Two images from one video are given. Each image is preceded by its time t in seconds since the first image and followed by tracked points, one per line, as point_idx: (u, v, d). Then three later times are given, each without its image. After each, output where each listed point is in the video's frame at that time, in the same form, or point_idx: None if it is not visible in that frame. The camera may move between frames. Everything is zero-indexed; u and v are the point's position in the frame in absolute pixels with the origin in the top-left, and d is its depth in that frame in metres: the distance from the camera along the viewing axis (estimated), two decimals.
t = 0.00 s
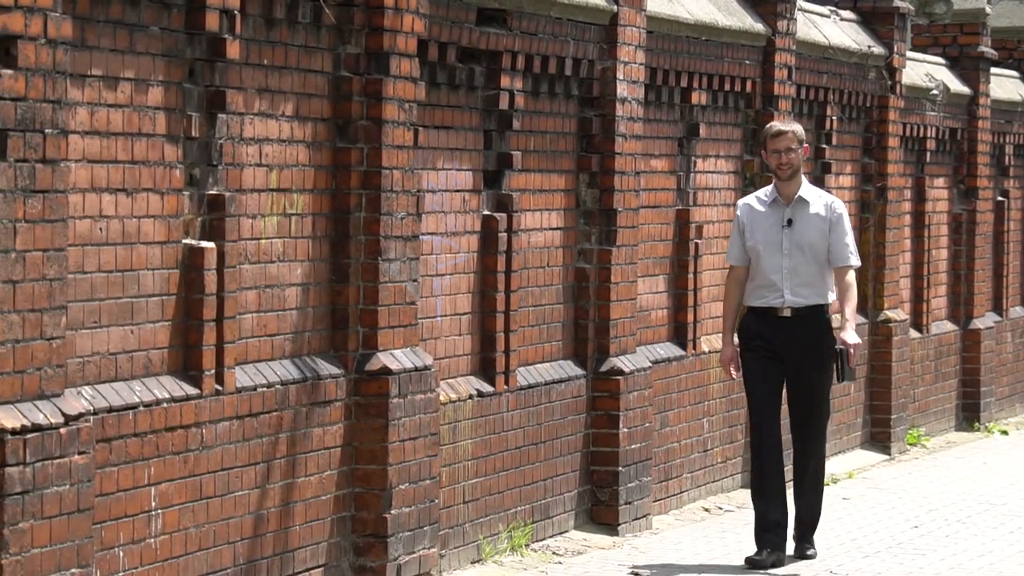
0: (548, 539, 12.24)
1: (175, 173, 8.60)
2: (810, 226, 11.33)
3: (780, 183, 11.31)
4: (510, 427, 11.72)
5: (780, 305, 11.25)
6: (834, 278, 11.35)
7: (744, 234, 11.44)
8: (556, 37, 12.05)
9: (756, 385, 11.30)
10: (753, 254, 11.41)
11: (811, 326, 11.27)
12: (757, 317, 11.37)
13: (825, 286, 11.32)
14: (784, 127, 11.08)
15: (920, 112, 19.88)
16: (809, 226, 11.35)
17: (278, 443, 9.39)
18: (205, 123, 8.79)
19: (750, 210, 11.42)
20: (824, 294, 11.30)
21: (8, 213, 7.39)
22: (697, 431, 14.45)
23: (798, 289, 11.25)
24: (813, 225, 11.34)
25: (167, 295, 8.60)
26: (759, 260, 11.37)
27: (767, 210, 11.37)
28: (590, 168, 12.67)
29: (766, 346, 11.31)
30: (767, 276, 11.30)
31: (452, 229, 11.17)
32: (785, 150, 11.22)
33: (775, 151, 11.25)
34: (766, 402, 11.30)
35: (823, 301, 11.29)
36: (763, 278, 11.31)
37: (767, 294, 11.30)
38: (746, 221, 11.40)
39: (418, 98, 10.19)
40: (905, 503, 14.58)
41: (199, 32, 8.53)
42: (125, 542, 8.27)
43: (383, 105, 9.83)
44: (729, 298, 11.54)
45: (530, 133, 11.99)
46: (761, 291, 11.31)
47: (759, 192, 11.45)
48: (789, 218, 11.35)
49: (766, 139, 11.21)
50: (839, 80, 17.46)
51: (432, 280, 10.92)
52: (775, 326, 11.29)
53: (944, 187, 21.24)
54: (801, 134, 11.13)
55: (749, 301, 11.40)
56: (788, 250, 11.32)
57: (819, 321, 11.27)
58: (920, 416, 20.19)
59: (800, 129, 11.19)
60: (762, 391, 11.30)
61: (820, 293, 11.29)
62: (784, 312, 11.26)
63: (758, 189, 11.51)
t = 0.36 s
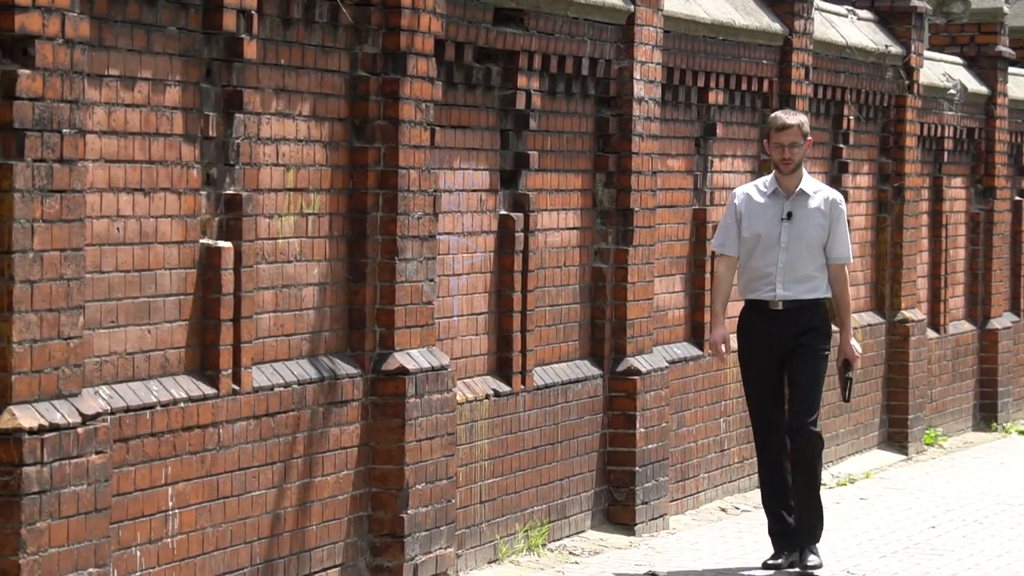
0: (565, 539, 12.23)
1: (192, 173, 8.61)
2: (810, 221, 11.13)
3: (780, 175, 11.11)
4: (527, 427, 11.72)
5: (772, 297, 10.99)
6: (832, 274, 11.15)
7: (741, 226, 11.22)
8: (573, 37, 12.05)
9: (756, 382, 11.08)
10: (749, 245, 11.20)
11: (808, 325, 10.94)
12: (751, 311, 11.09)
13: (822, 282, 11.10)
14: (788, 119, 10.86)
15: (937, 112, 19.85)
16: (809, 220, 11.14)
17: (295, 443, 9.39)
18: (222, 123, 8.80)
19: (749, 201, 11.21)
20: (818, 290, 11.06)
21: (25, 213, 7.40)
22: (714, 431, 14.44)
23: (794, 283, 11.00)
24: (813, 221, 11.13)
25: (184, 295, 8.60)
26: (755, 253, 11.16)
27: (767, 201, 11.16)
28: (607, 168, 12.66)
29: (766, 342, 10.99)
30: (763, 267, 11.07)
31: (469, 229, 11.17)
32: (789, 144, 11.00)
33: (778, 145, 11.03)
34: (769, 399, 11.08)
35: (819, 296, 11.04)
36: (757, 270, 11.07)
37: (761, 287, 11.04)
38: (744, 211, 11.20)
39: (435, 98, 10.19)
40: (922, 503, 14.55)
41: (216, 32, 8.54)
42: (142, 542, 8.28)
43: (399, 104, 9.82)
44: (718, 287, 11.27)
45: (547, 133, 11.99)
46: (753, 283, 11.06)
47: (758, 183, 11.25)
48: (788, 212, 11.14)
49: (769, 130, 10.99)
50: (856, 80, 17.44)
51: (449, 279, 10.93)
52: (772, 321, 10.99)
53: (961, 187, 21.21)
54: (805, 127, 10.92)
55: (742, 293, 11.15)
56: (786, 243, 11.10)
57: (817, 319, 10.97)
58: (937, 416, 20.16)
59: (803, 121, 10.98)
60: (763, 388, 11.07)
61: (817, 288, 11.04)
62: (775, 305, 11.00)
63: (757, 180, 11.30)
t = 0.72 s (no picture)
0: (580, 540, 12.23)
1: (208, 174, 8.62)
2: (812, 231, 10.64)
3: (785, 183, 10.60)
4: (542, 428, 11.73)
5: (768, 306, 10.53)
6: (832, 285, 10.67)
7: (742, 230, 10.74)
8: (588, 38, 12.05)
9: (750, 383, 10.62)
10: (749, 250, 10.71)
11: (805, 334, 10.46)
12: (748, 317, 10.63)
13: (821, 291, 10.62)
14: (794, 126, 10.31)
15: (953, 112, 19.83)
16: (810, 229, 10.66)
17: (310, 444, 9.40)
18: (238, 124, 8.81)
19: (751, 205, 10.72)
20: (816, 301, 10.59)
21: (41, 213, 7.41)
22: (729, 431, 14.43)
23: (791, 291, 10.53)
24: (814, 231, 10.65)
25: (199, 295, 8.62)
26: (754, 258, 10.68)
27: (770, 207, 10.66)
28: (622, 169, 12.65)
29: (761, 346, 10.55)
30: (762, 274, 10.60)
31: (484, 229, 11.17)
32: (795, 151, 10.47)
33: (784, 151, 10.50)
34: (763, 404, 10.58)
35: (817, 306, 10.57)
36: (755, 277, 10.61)
37: (758, 293, 10.58)
38: (746, 215, 10.70)
39: (450, 98, 10.19)
40: (938, 505, 14.53)
41: (231, 33, 8.54)
42: (158, 542, 8.30)
43: (415, 105, 9.82)
44: (719, 293, 10.76)
45: (563, 133, 12.00)
46: (749, 290, 10.60)
47: (761, 188, 10.75)
48: (790, 219, 10.65)
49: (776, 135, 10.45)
50: (871, 80, 17.43)
51: (464, 280, 10.93)
52: (768, 329, 10.54)
53: (977, 188, 21.19)
54: (814, 136, 10.39)
55: (738, 298, 10.68)
56: (787, 251, 10.62)
57: (815, 328, 10.48)
58: (953, 417, 20.14)
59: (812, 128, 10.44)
60: (756, 389, 10.59)
61: (815, 298, 10.57)
62: (771, 315, 10.54)
63: (763, 183, 10.80)
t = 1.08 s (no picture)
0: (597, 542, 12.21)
1: (224, 176, 8.63)
2: (812, 223, 9.50)
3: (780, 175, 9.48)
4: (558, 429, 11.72)
5: (772, 304, 9.39)
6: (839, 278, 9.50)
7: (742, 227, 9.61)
8: (604, 40, 12.05)
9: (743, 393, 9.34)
10: (749, 250, 9.58)
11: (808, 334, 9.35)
12: (751, 320, 9.46)
13: (828, 287, 9.48)
14: (786, 118, 9.22)
15: (969, 114, 19.81)
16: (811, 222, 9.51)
17: (327, 445, 9.41)
18: (255, 126, 8.82)
19: (749, 202, 9.58)
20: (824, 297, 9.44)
21: (58, 215, 7.43)
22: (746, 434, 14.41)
23: (795, 289, 9.39)
24: (815, 223, 9.50)
25: (216, 297, 8.63)
26: (755, 258, 9.54)
27: (766, 201, 9.53)
28: (639, 171, 12.66)
29: (758, 351, 9.39)
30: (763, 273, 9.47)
31: (500, 231, 11.17)
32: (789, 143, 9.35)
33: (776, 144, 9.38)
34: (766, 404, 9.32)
35: (824, 303, 9.44)
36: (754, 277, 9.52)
37: (758, 294, 9.47)
38: (744, 212, 9.56)
39: (466, 100, 10.19)
40: (956, 507, 14.50)
41: (248, 34, 8.55)
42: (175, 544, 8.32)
43: (431, 107, 9.83)
44: (726, 299, 9.67)
45: (579, 135, 12.00)
46: (753, 289, 9.47)
47: (759, 183, 9.61)
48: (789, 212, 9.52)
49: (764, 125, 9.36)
50: (888, 82, 17.41)
51: (480, 282, 10.93)
52: (766, 331, 9.40)
53: (995, 190, 21.14)
54: (807, 125, 9.26)
55: (741, 302, 9.55)
56: (787, 247, 9.49)
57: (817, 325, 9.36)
58: (969, 419, 20.11)
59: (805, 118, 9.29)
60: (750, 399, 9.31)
61: (820, 295, 9.44)
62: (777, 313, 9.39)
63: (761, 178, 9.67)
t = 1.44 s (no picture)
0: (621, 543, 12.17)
1: (248, 177, 8.64)
2: (801, 227, 9.32)
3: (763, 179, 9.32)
4: (581, 431, 11.71)
5: (764, 311, 9.22)
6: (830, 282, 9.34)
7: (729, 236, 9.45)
8: (628, 41, 12.05)
9: (735, 408, 9.21)
10: (738, 259, 9.42)
11: (800, 343, 9.20)
12: (742, 331, 9.30)
13: (820, 290, 9.32)
14: (760, 124, 9.04)
15: (995, 115, 19.75)
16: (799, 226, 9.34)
17: (350, 446, 9.41)
18: (279, 128, 8.82)
19: (736, 211, 9.43)
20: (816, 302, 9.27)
21: (82, 216, 7.45)
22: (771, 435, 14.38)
23: (785, 296, 9.22)
24: (804, 226, 9.33)
25: (240, 298, 8.63)
26: (744, 267, 9.38)
27: (752, 209, 9.38)
28: (662, 172, 12.65)
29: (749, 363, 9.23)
30: (753, 282, 9.31)
31: (524, 232, 11.17)
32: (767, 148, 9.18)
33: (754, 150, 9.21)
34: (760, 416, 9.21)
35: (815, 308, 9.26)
36: (745, 284, 9.34)
37: (747, 303, 9.30)
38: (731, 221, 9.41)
39: (489, 101, 10.18)
40: (981, 508, 14.46)
41: (272, 36, 8.57)
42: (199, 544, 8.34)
43: (454, 108, 9.82)
44: (713, 310, 9.55)
45: (603, 136, 11.99)
46: (744, 298, 9.30)
47: (745, 191, 9.47)
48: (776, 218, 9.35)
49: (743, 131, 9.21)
50: (912, 83, 17.38)
51: (504, 283, 10.93)
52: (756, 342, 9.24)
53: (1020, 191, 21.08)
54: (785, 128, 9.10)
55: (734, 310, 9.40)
56: (775, 253, 9.32)
57: (807, 333, 9.22)
58: (994, 421, 20.06)
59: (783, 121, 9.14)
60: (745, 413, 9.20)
61: (811, 301, 9.27)
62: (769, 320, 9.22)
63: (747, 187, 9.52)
